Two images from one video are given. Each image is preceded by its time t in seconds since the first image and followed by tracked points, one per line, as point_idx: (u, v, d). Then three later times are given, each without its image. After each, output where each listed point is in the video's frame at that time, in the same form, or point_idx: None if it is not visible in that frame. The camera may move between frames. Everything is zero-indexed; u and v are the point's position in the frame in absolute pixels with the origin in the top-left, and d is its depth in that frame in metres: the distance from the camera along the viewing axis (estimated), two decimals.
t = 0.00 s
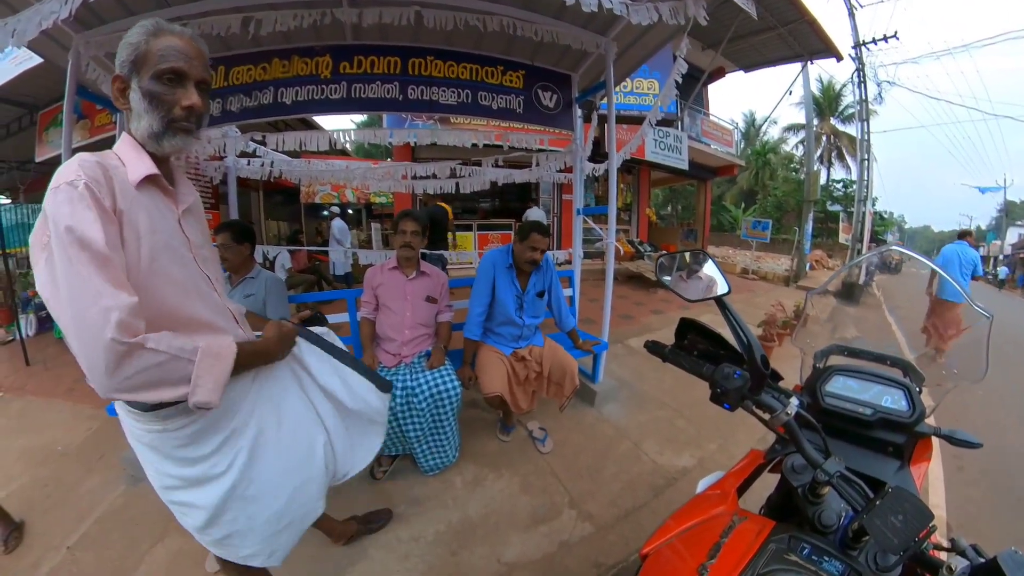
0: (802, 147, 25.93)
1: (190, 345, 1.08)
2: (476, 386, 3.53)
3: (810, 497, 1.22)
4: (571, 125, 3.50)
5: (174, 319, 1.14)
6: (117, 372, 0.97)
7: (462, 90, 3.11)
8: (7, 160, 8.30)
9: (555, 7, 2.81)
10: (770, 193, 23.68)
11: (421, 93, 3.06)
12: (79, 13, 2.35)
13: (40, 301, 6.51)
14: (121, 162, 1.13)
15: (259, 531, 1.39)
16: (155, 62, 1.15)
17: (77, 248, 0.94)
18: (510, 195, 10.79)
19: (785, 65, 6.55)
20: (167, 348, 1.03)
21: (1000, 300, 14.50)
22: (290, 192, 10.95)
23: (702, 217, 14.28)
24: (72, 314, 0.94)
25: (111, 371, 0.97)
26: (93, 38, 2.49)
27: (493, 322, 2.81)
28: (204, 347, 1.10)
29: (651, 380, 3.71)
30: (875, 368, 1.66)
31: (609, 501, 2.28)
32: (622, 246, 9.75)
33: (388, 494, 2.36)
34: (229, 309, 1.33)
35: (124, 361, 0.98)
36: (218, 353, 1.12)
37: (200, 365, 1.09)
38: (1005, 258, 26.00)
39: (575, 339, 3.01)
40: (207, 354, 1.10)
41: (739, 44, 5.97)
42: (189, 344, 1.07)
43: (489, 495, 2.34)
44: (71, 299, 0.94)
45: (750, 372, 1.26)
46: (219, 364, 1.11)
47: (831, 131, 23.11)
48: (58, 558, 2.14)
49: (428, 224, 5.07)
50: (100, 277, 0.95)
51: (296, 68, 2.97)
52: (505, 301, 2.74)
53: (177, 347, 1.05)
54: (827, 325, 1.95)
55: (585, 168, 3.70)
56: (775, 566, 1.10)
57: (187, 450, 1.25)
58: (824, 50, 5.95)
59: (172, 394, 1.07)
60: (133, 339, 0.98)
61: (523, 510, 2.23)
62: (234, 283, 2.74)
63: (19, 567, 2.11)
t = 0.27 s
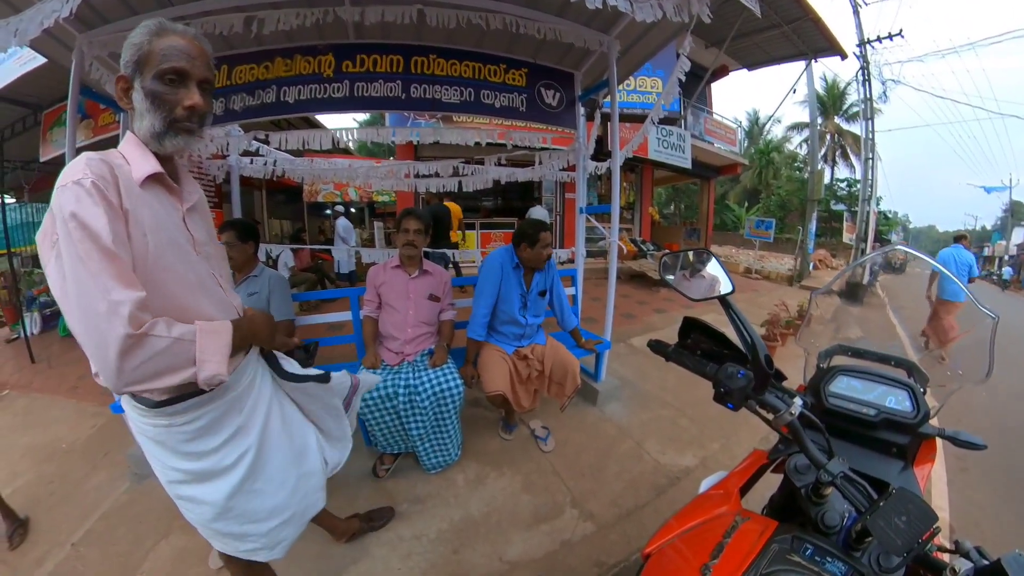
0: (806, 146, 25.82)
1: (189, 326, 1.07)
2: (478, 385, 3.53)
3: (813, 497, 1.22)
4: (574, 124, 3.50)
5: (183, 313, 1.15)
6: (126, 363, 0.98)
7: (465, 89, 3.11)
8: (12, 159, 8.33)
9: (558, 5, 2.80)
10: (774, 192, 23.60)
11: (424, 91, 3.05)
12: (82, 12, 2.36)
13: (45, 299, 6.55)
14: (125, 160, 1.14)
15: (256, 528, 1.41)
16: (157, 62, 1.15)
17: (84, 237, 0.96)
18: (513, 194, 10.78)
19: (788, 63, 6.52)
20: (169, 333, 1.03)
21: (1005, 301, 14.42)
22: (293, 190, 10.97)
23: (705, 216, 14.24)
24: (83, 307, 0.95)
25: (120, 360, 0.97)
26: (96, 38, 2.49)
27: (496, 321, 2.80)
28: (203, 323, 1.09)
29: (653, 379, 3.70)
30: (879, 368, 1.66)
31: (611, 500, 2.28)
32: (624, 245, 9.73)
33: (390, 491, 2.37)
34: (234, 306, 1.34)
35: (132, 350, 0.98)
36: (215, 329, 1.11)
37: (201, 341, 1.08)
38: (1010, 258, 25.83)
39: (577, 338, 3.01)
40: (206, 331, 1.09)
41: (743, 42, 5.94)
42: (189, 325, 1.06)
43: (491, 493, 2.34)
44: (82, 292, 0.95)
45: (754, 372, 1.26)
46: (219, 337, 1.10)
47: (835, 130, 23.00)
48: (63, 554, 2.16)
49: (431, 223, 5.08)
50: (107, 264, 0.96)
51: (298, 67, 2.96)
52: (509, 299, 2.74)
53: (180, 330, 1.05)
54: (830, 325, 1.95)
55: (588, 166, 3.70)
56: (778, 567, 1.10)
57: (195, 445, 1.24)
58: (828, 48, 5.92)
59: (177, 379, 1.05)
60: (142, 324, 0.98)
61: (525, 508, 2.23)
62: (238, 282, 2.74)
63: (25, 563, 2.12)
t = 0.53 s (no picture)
0: (810, 145, 25.70)
1: (122, 366, 0.99)
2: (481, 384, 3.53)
3: (817, 499, 1.22)
4: (578, 123, 3.49)
5: (182, 314, 1.15)
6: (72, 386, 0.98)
7: (468, 87, 3.11)
8: (17, 158, 8.38)
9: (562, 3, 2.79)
10: (777, 192, 23.51)
11: (427, 90, 3.05)
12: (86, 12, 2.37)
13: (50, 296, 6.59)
14: (131, 158, 1.14)
15: (251, 532, 1.41)
16: (164, 61, 1.15)
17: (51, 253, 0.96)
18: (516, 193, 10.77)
19: (793, 62, 6.48)
20: (101, 369, 0.98)
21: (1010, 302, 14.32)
22: (297, 189, 11.00)
23: (708, 216, 14.19)
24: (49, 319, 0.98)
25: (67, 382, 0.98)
26: (101, 38, 2.50)
27: (500, 320, 2.80)
28: (136, 367, 0.99)
29: (656, 379, 3.69)
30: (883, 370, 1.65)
31: (612, 500, 2.28)
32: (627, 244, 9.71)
33: (392, 489, 2.38)
34: (238, 303, 1.36)
35: (75, 374, 0.98)
36: (151, 374, 1.00)
37: (132, 387, 0.99)
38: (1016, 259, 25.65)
39: (580, 337, 3.01)
40: (138, 375, 0.99)
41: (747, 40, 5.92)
42: (123, 366, 0.99)
43: (493, 492, 2.34)
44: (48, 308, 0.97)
45: (759, 372, 1.25)
46: (149, 386, 0.99)
47: (840, 129, 22.88)
48: (66, 550, 2.17)
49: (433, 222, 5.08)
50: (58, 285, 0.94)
51: (301, 65, 2.96)
52: (515, 299, 2.73)
53: (113, 370, 0.99)
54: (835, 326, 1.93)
55: (592, 165, 3.69)
56: (781, 568, 1.09)
57: (201, 443, 1.24)
58: (833, 47, 5.89)
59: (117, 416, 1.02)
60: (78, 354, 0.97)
61: (526, 508, 2.23)
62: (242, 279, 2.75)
63: (30, 558, 2.14)
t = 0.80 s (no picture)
0: (814, 144, 25.58)
1: (161, 382, 1.04)
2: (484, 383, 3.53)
3: (821, 500, 1.22)
4: (581, 122, 3.48)
5: (188, 312, 1.17)
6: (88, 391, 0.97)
7: (472, 86, 3.10)
8: (23, 158, 8.43)
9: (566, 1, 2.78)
10: (782, 192, 23.40)
11: (430, 89, 3.05)
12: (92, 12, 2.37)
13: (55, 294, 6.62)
14: (134, 156, 1.14)
15: (252, 530, 1.42)
16: (168, 59, 1.15)
17: (70, 256, 0.95)
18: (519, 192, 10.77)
19: (798, 60, 6.44)
20: (135, 380, 1.00)
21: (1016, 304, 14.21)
22: (300, 188, 11.03)
23: (712, 216, 14.15)
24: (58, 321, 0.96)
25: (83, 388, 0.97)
26: (106, 37, 2.51)
27: (503, 319, 2.79)
28: (175, 388, 1.05)
29: (659, 379, 3.68)
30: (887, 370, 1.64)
31: (615, 500, 2.28)
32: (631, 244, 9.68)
33: (395, 488, 2.38)
34: (242, 301, 1.37)
35: (92, 378, 0.97)
36: (189, 397, 1.07)
37: (167, 407, 1.04)
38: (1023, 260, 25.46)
39: (584, 336, 3.01)
40: (176, 395, 1.05)
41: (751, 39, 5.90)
42: (160, 382, 1.03)
43: (496, 491, 2.34)
44: (61, 309, 0.95)
45: (765, 371, 1.25)
46: (188, 408, 1.06)
47: (845, 129, 22.75)
48: (71, 546, 2.18)
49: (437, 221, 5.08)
50: (85, 290, 0.95)
51: (305, 64, 2.97)
52: (519, 298, 2.73)
53: (149, 383, 1.02)
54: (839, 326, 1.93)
55: (596, 164, 3.68)
56: (786, 569, 1.09)
57: (201, 443, 1.23)
58: (839, 46, 5.86)
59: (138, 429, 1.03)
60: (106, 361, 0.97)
61: (529, 507, 2.23)
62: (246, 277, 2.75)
63: (35, 553, 2.15)
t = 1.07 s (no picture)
0: (819, 144, 25.45)
1: (175, 399, 1.04)
2: (486, 384, 3.53)
3: (825, 503, 1.20)
4: (585, 122, 3.47)
5: (194, 314, 1.17)
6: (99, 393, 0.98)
7: (475, 86, 3.10)
8: (30, 158, 8.48)
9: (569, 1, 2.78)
10: (786, 192, 23.30)
11: (434, 89, 3.05)
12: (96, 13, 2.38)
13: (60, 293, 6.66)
14: (139, 156, 1.14)
15: (251, 531, 1.42)
16: (174, 59, 1.15)
17: (85, 257, 0.95)
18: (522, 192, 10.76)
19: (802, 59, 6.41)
20: (148, 391, 1.01)
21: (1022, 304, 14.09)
22: (304, 188, 11.07)
23: (715, 216, 14.10)
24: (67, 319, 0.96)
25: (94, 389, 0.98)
26: (110, 39, 2.52)
27: (506, 319, 2.79)
28: (187, 409, 1.06)
29: (662, 379, 3.67)
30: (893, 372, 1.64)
31: (616, 500, 2.27)
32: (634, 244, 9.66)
33: (397, 487, 2.38)
34: (246, 302, 1.37)
35: (108, 382, 0.97)
36: (199, 420, 1.08)
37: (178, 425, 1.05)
38: None
39: (586, 337, 3.00)
40: (186, 420, 1.05)
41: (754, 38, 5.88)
42: (176, 399, 1.04)
43: (497, 491, 2.34)
44: (73, 309, 0.96)
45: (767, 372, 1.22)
46: (195, 432, 1.06)
47: (849, 128, 22.61)
48: (75, 542, 2.20)
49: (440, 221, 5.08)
50: (102, 295, 0.96)
51: (308, 65, 2.97)
52: (522, 298, 2.72)
53: (167, 398, 1.03)
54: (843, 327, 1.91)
55: (599, 164, 3.67)
56: (788, 572, 1.08)
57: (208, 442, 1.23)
58: (843, 45, 5.83)
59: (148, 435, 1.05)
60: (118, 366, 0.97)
61: (530, 507, 2.23)
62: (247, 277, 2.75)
63: (40, 550, 2.16)
